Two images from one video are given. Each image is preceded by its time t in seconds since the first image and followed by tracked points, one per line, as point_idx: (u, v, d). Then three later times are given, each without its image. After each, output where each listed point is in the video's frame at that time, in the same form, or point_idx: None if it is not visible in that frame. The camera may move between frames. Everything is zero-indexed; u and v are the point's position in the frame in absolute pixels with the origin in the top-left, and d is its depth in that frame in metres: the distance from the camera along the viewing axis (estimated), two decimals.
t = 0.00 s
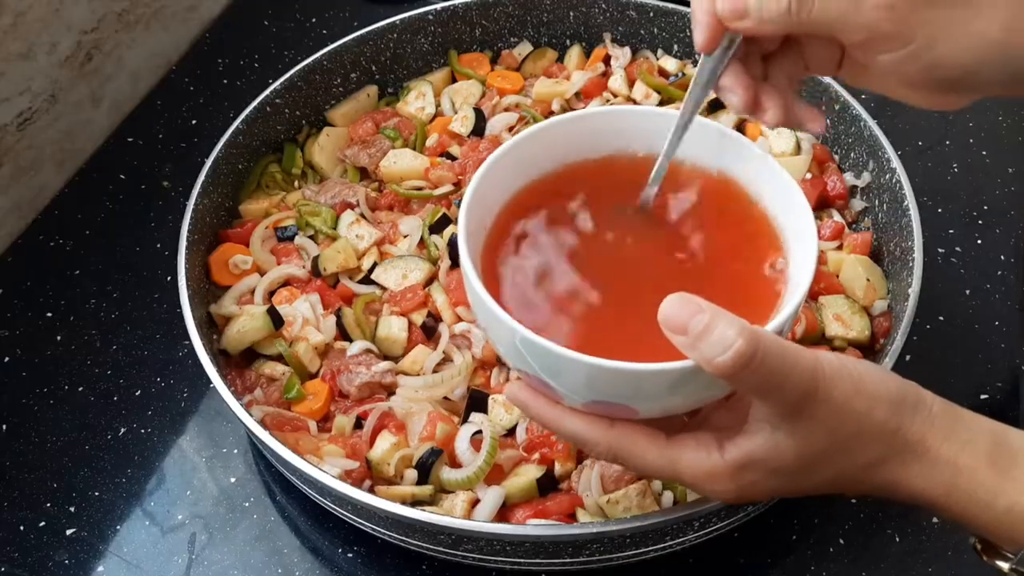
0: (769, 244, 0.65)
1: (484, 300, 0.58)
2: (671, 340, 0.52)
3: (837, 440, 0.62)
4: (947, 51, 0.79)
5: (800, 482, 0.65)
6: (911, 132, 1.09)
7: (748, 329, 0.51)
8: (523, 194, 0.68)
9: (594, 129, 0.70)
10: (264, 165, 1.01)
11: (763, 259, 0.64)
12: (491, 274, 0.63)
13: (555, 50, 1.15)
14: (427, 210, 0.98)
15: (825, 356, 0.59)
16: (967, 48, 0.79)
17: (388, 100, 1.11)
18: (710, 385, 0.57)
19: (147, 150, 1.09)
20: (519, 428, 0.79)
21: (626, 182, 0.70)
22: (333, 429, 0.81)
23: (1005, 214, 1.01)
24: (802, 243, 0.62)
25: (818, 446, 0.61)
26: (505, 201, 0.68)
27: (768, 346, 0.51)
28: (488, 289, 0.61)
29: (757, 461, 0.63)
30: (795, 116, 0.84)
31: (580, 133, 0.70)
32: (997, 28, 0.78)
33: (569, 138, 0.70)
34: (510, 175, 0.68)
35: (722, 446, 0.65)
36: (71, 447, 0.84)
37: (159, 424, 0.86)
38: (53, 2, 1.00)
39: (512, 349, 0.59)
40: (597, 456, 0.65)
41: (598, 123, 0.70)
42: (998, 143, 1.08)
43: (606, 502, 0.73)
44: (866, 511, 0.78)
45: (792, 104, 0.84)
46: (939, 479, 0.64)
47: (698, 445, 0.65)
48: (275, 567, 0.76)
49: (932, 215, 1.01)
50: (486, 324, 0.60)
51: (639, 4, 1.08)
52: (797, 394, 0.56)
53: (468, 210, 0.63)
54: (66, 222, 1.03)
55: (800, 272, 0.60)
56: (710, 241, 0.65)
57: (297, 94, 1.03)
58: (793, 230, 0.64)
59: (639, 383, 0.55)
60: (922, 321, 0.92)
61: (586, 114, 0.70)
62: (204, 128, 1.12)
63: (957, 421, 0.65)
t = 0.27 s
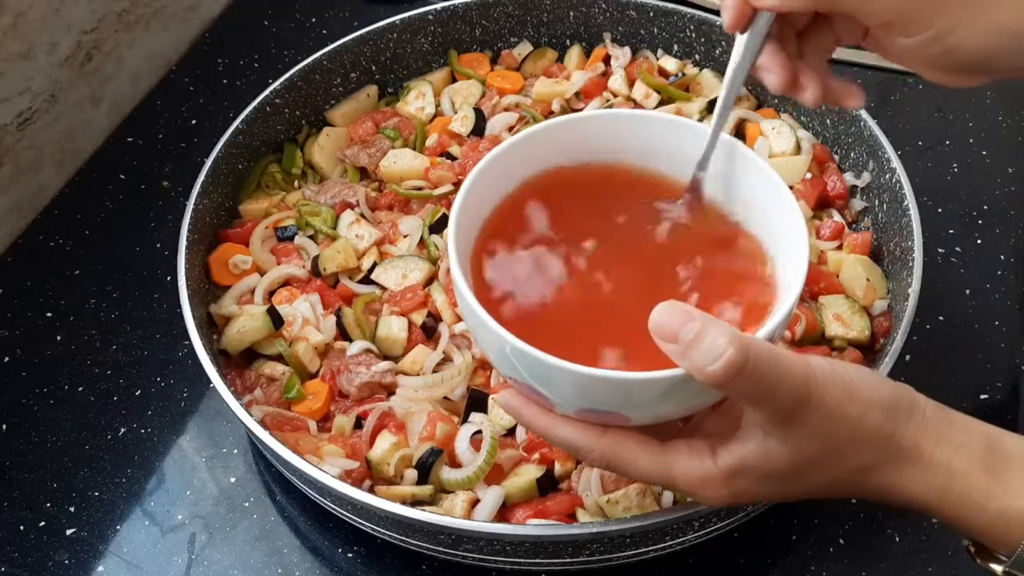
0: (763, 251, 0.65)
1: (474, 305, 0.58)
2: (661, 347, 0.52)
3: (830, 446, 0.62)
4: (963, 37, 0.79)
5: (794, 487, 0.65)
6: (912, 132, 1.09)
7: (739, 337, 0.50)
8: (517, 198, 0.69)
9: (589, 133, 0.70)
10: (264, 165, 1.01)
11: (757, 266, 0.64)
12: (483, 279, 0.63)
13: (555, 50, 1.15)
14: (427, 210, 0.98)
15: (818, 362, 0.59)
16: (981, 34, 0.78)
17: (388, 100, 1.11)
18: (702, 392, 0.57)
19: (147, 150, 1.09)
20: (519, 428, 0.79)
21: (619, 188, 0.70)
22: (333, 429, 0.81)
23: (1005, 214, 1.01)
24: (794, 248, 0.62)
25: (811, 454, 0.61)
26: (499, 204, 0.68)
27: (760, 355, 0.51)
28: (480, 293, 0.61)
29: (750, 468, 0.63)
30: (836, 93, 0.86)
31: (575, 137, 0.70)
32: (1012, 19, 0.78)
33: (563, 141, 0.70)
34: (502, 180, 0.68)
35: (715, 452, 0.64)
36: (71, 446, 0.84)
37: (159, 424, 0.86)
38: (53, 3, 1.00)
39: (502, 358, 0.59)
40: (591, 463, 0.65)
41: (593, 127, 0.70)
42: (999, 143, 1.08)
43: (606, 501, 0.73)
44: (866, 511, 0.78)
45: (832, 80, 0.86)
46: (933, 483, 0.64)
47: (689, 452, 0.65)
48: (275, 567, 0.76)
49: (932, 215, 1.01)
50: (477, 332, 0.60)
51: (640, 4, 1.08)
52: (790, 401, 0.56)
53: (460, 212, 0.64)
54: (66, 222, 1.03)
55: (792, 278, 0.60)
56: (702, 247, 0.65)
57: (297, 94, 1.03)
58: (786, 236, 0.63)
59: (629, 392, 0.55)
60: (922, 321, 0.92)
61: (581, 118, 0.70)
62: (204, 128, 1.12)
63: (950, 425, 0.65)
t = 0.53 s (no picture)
0: (765, 256, 0.65)
1: (475, 313, 0.58)
2: (663, 355, 0.52)
3: (831, 448, 0.62)
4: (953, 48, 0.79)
5: (795, 491, 0.65)
6: (911, 132, 1.09)
7: (740, 344, 0.51)
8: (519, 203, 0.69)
9: (591, 138, 0.70)
10: (264, 165, 1.01)
11: (759, 271, 0.64)
12: (484, 285, 0.63)
13: (555, 50, 1.15)
14: (427, 210, 0.98)
15: (818, 366, 0.59)
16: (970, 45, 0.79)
17: (388, 100, 1.11)
18: (701, 400, 0.57)
19: (147, 150, 1.09)
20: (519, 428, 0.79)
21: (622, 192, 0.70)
22: (333, 429, 0.81)
23: (1005, 213, 1.01)
24: (795, 254, 0.61)
25: (814, 456, 0.62)
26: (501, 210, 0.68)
27: (762, 361, 0.51)
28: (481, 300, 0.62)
29: (753, 472, 0.63)
30: (828, 119, 0.85)
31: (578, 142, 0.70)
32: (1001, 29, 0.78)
33: (566, 147, 0.70)
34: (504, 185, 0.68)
35: (718, 457, 0.65)
36: (71, 446, 0.84)
37: (159, 424, 0.86)
38: (53, 3, 1.00)
39: (503, 367, 0.59)
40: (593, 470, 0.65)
41: (595, 132, 0.70)
42: (999, 143, 1.08)
43: (606, 502, 0.73)
44: (866, 511, 0.78)
45: (822, 106, 0.84)
46: (935, 485, 0.64)
47: (692, 456, 0.65)
48: (275, 567, 0.76)
49: (932, 215, 1.01)
50: (478, 341, 0.60)
51: (639, 4, 1.08)
52: (791, 405, 0.57)
53: (461, 219, 0.64)
54: (66, 222, 1.03)
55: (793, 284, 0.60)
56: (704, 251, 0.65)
57: (297, 94, 1.03)
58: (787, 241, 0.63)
59: (631, 400, 0.55)
60: (922, 321, 0.91)
61: (583, 123, 0.70)
62: (204, 128, 1.12)
63: (951, 427, 0.65)
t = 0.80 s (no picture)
0: (767, 248, 0.65)
1: (479, 301, 0.58)
2: (667, 344, 0.52)
3: (834, 441, 0.61)
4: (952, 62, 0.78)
5: (798, 484, 0.65)
6: (911, 132, 1.09)
7: (745, 333, 0.50)
8: (523, 194, 0.69)
9: (595, 130, 0.70)
10: (264, 165, 1.01)
11: (763, 265, 0.64)
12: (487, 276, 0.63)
13: (555, 50, 1.15)
14: (427, 210, 0.98)
15: (823, 358, 0.59)
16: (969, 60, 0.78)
17: (388, 100, 1.11)
18: (705, 389, 0.57)
19: (147, 150, 1.09)
20: (520, 428, 0.79)
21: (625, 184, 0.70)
22: (333, 429, 0.81)
23: (1005, 213, 1.01)
24: (800, 250, 0.61)
25: (817, 448, 0.61)
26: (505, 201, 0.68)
27: (766, 351, 0.51)
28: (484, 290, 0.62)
29: (755, 464, 0.63)
30: (801, 126, 0.84)
31: (581, 133, 0.70)
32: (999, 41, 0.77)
33: (569, 138, 0.70)
34: (507, 176, 0.68)
35: (719, 449, 0.64)
36: (71, 447, 0.84)
37: (159, 424, 0.86)
38: (53, 3, 1.00)
39: (507, 353, 0.59)
40: (595, 459, 0.65)
41: (599, 124, 0.70)
42: (999, 143, 1.08)
43: (606, 502, 0.73)
44: (866, 510, 0.78)
45: (798, 111, 0.84)
46: (938, 479, 0.64)
47: (694, 448, 0.65)
48: (275, 567, 0.76)
49: (932, 215, 1.01)
50: (482, 327, 0.60)
51: (639, 4, 1.08)
52: (795, 396, 0.56)
53: (465, 208, 0.64)
54: (66, 222, 1.03)
55: (797, 279, 0.60)
56: (707, 244, 0.65)
57: (297, 94, 1.03)
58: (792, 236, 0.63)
59: (635, 388, 0.55)
60: (922, 321, 0.91)
61: (588, 115, 0.70)
62: (204, 128, 1.12)
63: (953, 421, 0.65)
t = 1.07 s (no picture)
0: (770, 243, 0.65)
1: (480, 295, 0.58)
2: (667, 342, 0.52)
3: (834, 440, 0.61)
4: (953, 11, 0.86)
5: (798, 482, 0.65)
6: (911, 132, 1.09)
7: (745, 333, 0.50)
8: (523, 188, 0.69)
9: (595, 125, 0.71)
10: (263, 165, 1.01)
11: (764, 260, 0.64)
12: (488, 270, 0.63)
13: (555, 50, 1.15)
14: (427, 210, 0.98)
15: (824, 356, 0.59)
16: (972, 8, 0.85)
17: (388, 100, 1.11)
18: (706, 387, 0.57)
19: (147, 150, 1.09)
20: (519, 428, 0.79)
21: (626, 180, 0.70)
22: (333, 429, 0.81)
23: (1005, 213, 1.01)
24: (800, 245, 0.62)
25: (817, 446, 0.61)
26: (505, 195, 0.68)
27: (766, 350, 0.51)
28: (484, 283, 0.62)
29: (755, 461, 0.63)
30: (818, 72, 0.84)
31: (581, 128, 0.71)
32: None
33: (573, 133, 0.70)
34: (509, 171, 0.68)
35: (719, 446, 0.64)
36: (71, 446, 0.84)
37: (159, 424, 0.86)
38: (53, 2, 1.00)
39: (507, 350, 0.59)
40: (594, 456, 0.65)
41: (600, 120, 0.70)
42: (998, 143, 1.08)
43: (606, 502, 0.73)
44: (866, 511, 0.78)
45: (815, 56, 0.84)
46: (937, 477, 0.64)
47: (693, 445, 0.65)
48: (275, 567, 0.76)
49: (932, 215, 1.01)
50: (482, 324, 0.60)
51: (639, 4, 1.08)
52: (796, 395, 0.56)
53: (465, 202, 0.64)
54: (66, 222, 1.03)
55: (799, 274, 0.60)
56: (706, 239, 0.65)
57: (297, 94, 1.03)
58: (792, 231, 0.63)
59: (635, 386, 0.55)
60: (922, 321, 0.92)
61: (588, 110, 0.70)
62: (204, 128, 1.11)
63: (953, 419, 0.65)
